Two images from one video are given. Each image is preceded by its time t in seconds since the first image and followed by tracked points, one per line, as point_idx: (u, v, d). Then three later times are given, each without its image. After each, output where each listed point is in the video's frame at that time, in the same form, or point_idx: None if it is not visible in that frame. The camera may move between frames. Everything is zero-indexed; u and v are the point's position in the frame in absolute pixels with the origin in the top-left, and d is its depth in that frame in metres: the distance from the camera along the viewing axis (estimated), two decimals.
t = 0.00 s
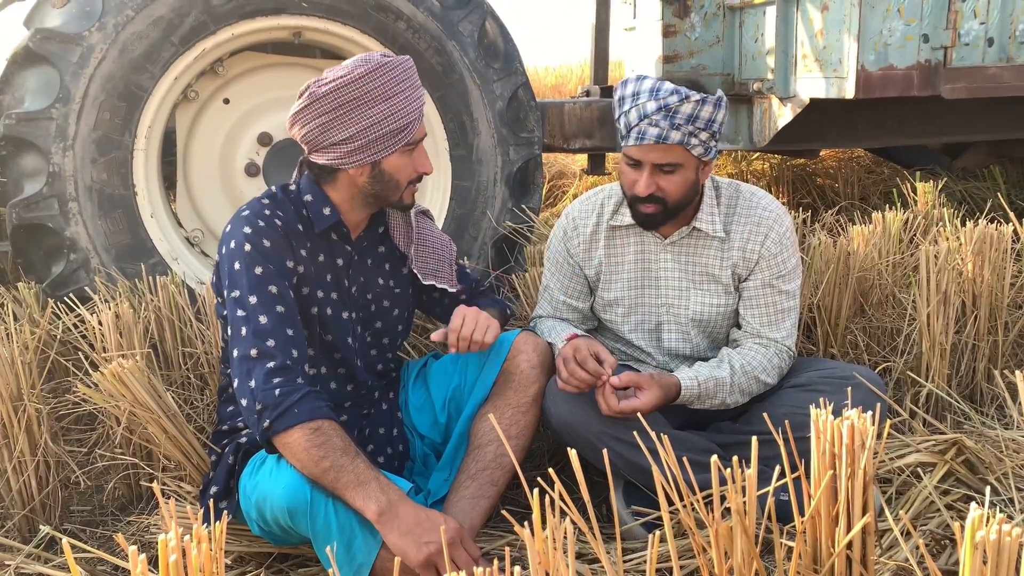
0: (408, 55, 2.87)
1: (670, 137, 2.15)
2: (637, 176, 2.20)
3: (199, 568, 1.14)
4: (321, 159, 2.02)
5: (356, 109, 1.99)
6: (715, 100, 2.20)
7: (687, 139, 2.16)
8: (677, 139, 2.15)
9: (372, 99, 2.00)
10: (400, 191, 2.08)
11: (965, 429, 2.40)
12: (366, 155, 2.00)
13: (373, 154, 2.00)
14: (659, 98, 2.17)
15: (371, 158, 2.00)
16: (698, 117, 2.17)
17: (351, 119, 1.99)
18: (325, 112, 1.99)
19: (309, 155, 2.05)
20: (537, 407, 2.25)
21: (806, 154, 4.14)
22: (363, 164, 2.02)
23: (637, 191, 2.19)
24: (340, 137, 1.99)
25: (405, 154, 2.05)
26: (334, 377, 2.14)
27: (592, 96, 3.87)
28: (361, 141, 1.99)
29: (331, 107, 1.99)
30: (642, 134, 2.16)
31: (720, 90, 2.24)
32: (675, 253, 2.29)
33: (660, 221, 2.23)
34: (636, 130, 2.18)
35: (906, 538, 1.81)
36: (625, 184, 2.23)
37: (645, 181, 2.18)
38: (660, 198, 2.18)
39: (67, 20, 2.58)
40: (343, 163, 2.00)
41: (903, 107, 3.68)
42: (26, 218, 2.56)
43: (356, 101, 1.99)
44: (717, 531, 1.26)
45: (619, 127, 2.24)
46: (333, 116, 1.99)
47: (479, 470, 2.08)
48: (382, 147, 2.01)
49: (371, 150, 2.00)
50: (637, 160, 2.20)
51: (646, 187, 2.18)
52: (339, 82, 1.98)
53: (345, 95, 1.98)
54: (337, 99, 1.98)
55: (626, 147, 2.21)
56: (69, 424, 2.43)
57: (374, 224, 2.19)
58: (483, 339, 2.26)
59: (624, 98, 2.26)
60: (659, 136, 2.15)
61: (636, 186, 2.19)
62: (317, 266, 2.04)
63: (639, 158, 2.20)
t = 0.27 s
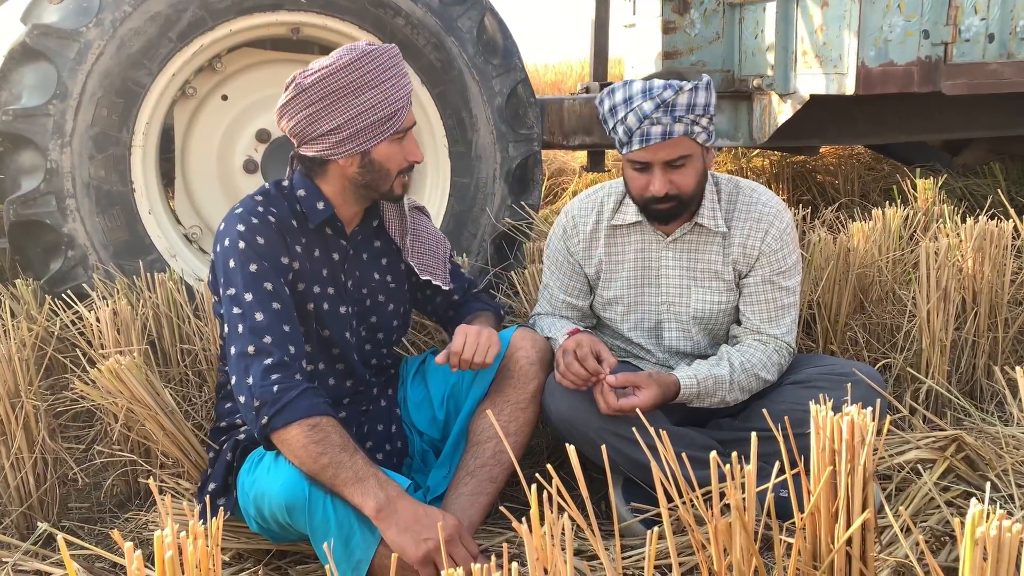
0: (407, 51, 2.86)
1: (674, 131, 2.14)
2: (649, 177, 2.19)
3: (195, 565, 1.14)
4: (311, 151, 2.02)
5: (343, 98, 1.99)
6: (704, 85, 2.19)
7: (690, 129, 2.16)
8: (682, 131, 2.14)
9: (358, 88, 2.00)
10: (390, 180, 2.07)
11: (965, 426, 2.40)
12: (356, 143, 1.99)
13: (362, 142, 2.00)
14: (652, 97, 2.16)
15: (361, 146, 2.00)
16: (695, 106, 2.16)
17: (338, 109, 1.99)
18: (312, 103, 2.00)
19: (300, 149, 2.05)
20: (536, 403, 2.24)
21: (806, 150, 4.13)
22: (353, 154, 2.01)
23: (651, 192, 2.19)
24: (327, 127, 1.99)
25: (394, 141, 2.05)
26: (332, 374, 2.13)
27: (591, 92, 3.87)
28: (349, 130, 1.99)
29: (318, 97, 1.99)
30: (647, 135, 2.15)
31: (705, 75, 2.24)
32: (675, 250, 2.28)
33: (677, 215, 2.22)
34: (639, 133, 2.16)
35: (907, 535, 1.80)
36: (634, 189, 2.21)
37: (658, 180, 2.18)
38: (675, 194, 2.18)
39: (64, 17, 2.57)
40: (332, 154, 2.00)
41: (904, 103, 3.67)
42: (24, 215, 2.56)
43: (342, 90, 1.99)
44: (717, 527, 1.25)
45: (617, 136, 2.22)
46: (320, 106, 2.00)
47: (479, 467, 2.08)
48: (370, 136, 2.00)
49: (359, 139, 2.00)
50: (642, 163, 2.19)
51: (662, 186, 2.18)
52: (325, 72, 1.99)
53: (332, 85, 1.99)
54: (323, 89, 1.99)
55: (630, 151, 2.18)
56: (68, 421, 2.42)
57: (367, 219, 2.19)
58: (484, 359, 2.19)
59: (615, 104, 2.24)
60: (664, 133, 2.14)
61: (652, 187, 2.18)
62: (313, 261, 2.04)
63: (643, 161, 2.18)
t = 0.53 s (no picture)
0: (407, 46, 2.86)
1: (662, 134, 2.14)
2: (632, 172, 2.19)
3: (196, 559, 1.14)
4: (306, 143, 2.02)
5: (337, 91, 1.99)
6: (708, 94, 2.18)
7: (681, 136, 2.15)
8: (669, 136, 2.14)
9: (352, 81, 1.99)
10: (386, 172, 2.07)
11: (965, 421, 2.40)
12: (349, 137, 1.99)
13: (356, 136, 2.00)
14: (651, 96, 2.15)
15: (355, 140, 2.00)
16: (691, 113, 2.15)
17: (332, 102, 1.99)
18: (306, 95, 1.99)
19: (295, 140, 2.04)
20: (536, 398, 2.25)
21: (806, 145, 4.13)
22: (348, 147, 2.01)
23: (632, 186, 2.18)
24: (321, 120, 1.99)
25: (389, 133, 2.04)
26: (332, 369, 2.14)
27: (591, 87, 3.86)
28: (342, 123, 1.98)
29: (312, 89, 1.99)
30: (636, 131, 2.15)
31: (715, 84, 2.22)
32: (675, 246, 2.29)
33: (649, 215, 2.23)
34: (630, 126, 2.16)
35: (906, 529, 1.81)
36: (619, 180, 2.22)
37: (639, 177, 2.17)
38: (655, 194, 2.18)
39: (64, 11, 2.57)
40: (326, 147, 2.00)
41: (904, 99, 3.67)
42: (23, 210, 2.56)
43: (336, 83, 1.99)
44: (716, 521, 1.26)
45: (615, 122, 2.22)
46: (314, 99, 1.99)
47: (478, 461, 2.08)
48: (364, 129, 2.00)
49: (353, 132, 1.99)
50: (632, 157, 2.19)
51: (641, 184, 2.18)
52: (319, 65, 1.98)
53: (326, 77, 1.98)
54: (317, 81, 1.98)
55: (621, 142, 2.19)
56: (68, 415, 2.43)
57: (366, 210, 2.18)
58: (485, 355, 2.18)
59: (619, 95, 2.23)
60: (651, 134, 2.14)
61: (631, 183, 2.19)
62: (311, 256, 2.04)
63: (633, 155, 2.19)
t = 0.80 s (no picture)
0: (407, 43, 2.86)
1: (677, 123, 2.13)
2: (649, 168, 2.18)
3: (197, 555, 1.14)
4: (306, 141, 2.02)
5: (337, 88, 1.99)
6: (712, 80, 2.20)
7: (694, 123, 2.15)
8: (684, 124, 2.14)
9: (350, 78, 1.99)
10: (386, 169, 2.07)
11: (965, 418, 2.40)
12: (349, 134, 1.99)
13: (355, 132, 1.99)
14: (659, 87, 2.15)
15: (354, 137, 1.99)
16: (699, 100, 2.17)
17: (332, 99, 1.99)
18: (305, 92, 1.99)
19: (295, 137, 2.04)
20: (537, 395, 2.24)
21: (807, 142, 4.12)
22: (347, 144, 2.01)
23: (650, 182, 2.18)
24: (320, 118, 1.98)
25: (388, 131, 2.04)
26: (333, 366, 2.13)
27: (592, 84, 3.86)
28: (341, 121, 1.98)
29: (310, 87, 1.99)
30: (649, 125, 2.14)
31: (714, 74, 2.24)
32: (676, 242, 2.28)
33: (667, 211, 2.21)
34: (642, 122, 2.15)
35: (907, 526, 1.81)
36: (634, 178, 2.20)
37: (657, 172, 2.17)
38: (675, 187, 2.17)
39: (64, 8, 2.56)
40: (325, 144, 2.00)
41: (905, 96, 3.66)
42: (23, 207, 2.56)
43: (336, 80, 1.99)
44: (717, 517, 1.25)
45: (621, 125, 2.21)
46: (312, 97, 1.99)
47: (479, 458, 2.08)
48: (363, 126, 2.00)
49: (352, 129, 1.99)
50: (644, 153, 2.18)
51: (660, 177, 2.17)
52: (316, 63, 1.98)
53: (323, 75, 1.98)
54: (315, 79, 1.98)
55: (632, 141, 2.18)
56: (68, 412, 2.43)
57: (366, 208, 2.17)
58: (485, 352, 2.18)
59: (621, 93, 2.23)
60: (666, 125, 2.13)
61: (650, 179, 2.18)
62: (311, 254, 2.03)
63: (644, 151, 2.18)
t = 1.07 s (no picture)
0: (408, 41, 2.85)
1: (680, 120, 2.14)
2: (647, 159, 2.19)
3: (199, 553, 1.14)
4: (304, 140, 2.02)
5: (335, 86, 1.98)
6: (725, 83, 2.19)
7: (697, 123, 2.16)
8: (687, 123, 2.14)
9: (347, 75, 1.99)
10: (386, 167, 2.07)
11: (965, 416, 2.40)
12: (348, 132, 1.99)
13: (354, 130, 1.99)
14: (670, 82, 2.15)
15: (353, 134, 1.99)
16: (709, 101, 2.16)
17: (330, 97, 1.98)
18: (303, 91, 1.99)
19: (292, 136, 2.04)
20: (538, 393, 2.25)
21: (807, 141, 4.12)
22: (346, 142, 2.01)
23: (645, 174, 2.18)
24: (318, 116, 1.98)
25: (388, 130, 2.04)
26: (333, 364, 2.14)
27: (592, 83, 3.85)
28: (339, 118, 1.98)
29: (307, 86, 1.98)
30: (653, 117, 2.15)
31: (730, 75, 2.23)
32: (679, 239, 2.28)
33: (664, 206, 2.22)
34: (647, 113, 2.16)
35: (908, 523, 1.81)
36: (632, 167, 2.22)
37: (653, 164, 2.17)
38: (669, 181, 2.17)
39: (64, 5, 2.56)
40: (324, 143, 2.00)
41: (906, 93, 3.66)
42: (24, 205, 2.56)
43: (334, 78, 1.98)
44: (718, 515, 1.26)
45: (628, 111, 2.22)
46: (309, 95, 1.99)
47: (480, 456, 2.08)
48: (362, 123, 2.00)
49: (351, 127, 1.99)
50: (647, 144, 2.19)
51: (655, 170, 2.17)
52: (313, 61, 1.98)
53: (320, 74, 1.98)
54: (312, 78, 1.98)
55: (635, 129, 2.19)
56: (69, 410, 2.43)
57: (365, 206, 2.18)
58: (485, 351, 2.17)
59: (635, 80, 2.23)
60: (669, 120, 2.14)
61: (645, 170, 2.18)
62: (312, 252, 2.03)
63: (648, 142, 2.18)
